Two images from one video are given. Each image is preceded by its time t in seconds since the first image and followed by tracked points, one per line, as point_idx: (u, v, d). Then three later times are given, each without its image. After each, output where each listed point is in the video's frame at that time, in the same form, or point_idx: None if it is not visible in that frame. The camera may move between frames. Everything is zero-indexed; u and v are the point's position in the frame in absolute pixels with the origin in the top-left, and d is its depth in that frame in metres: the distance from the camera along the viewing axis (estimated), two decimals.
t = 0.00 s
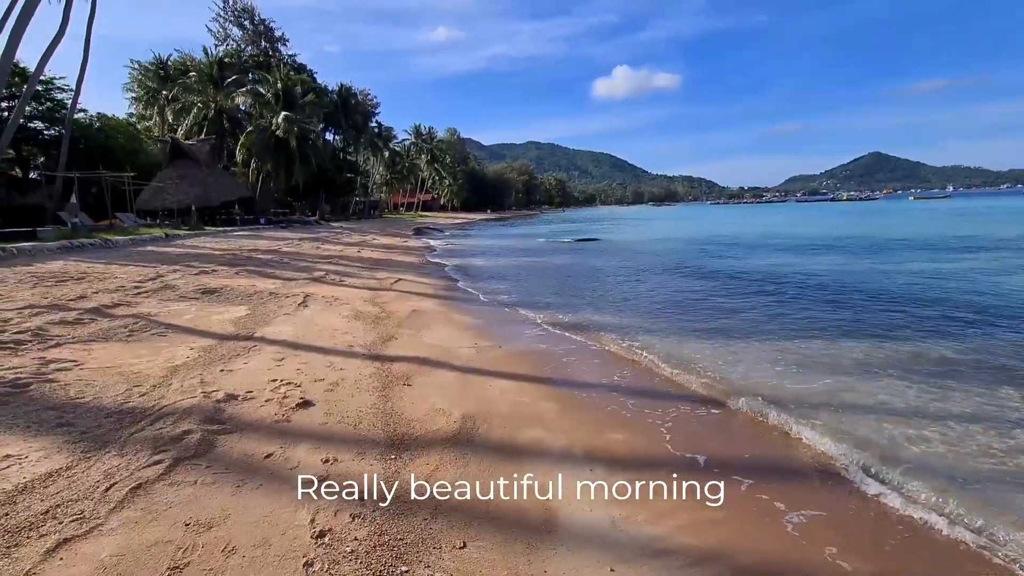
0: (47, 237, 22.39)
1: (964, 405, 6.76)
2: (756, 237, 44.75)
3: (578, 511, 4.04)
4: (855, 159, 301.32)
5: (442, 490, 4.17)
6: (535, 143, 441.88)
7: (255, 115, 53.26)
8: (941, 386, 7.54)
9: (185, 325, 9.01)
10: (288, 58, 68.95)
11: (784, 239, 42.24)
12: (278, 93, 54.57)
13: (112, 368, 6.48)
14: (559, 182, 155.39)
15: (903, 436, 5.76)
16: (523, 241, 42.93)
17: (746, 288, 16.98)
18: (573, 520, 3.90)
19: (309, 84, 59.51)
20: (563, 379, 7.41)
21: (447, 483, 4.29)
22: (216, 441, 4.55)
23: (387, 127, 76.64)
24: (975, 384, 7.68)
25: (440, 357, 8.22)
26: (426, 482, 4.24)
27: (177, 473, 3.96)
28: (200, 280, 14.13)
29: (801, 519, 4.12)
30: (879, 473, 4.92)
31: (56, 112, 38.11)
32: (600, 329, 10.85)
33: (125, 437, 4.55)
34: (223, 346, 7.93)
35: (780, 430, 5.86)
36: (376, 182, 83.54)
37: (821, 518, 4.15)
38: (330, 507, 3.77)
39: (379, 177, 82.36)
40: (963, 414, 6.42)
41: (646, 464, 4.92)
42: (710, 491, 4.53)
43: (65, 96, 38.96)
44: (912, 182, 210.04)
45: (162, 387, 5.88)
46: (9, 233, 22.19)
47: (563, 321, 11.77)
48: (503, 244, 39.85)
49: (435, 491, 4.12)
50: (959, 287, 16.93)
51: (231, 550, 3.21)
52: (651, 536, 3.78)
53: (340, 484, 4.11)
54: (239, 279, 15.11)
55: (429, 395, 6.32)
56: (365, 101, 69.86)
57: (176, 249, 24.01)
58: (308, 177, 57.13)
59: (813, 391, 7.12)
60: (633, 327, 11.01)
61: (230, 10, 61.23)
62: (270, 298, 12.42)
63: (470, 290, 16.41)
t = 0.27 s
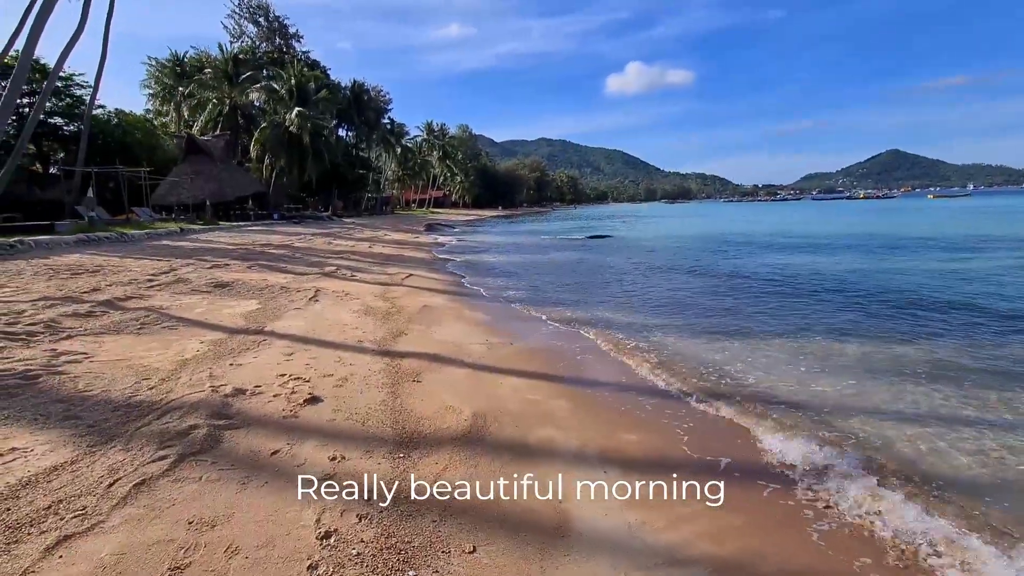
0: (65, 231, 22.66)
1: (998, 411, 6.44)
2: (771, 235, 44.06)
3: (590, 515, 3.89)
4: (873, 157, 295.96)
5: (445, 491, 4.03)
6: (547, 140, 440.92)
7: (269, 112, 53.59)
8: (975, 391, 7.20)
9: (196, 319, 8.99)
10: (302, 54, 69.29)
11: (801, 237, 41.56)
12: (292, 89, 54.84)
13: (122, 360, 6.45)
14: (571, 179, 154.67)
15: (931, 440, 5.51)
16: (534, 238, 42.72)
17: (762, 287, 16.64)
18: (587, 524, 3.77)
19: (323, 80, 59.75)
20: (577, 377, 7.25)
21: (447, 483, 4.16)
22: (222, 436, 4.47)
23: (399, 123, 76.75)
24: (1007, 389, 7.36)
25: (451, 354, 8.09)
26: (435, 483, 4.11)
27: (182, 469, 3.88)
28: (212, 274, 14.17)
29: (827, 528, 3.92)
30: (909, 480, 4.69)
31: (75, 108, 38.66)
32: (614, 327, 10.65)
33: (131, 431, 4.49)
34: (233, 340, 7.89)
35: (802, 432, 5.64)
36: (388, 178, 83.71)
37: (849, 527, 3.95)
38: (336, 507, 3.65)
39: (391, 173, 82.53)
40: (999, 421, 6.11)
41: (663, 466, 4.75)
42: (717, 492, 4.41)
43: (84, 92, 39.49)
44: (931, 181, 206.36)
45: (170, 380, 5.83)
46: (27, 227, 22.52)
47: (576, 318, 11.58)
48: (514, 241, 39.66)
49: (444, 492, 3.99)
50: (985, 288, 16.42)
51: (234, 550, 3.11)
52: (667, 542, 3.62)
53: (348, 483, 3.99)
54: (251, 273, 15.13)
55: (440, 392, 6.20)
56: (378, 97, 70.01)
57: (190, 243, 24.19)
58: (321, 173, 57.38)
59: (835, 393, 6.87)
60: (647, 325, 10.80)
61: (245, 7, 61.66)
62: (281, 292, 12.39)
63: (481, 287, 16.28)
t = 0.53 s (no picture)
0: (69, 228, 22.62)
1: None
2: (780, 233, 43.54)
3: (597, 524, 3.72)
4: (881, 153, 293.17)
5: (446, 502, 3.81)
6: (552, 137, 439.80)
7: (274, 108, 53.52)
8: (1001, 394, 6.88)
9: (195, 317, 8.81)
10: (307, 51, 69.19)
11: (810, 234, 41.08)
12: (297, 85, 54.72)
13: (117, 361, 6.27)
14: (577, 176, 154.11)
15: (959, 447, 5.24)
16: (539, 235, 42.46)
17: (772, 285, 16.32)
18: (597, 539, 3.54)
19: (327, 77, 59.63)
20: (585, 378, 7.02)
21: (448, 482, 4.10)
22: (215, 442, 4.28)
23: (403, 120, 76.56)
24: None
25: (455, 353, 7.88)
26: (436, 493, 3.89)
27: (170, 478, 3.69)
28: (214, 271, 14.02)
29: (853, 545, 3.68)
30: (936, 490, 4.44)
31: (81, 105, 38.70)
32: (621, 326, 10.40)
33: (121, 436, 4.30)
34: (231, 340, 7.71)
35: (821, 438, 5.40)
36: (393, 176, 83.56)
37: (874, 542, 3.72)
38: (331, 520, 3.45)
39: (396, 170, 82.39)
40: None
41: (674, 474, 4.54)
42: (713, 490, 4.36)
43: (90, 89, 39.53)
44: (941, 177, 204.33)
45: (164, 382, 5.64)
46: (32, 224, 22.50)
47: (583, 317, 11.33)
48: (519, 238, 39.39)
49: (445, 502, 3.80)
50: (1003, 286, 16.01)
51: (220, 569, 2.91)
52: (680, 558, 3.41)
53: (344, 494, 3.78)
54: (253, 271, 14.97)
55: (443, 394, 5.99)
56: (382, 94, 69.85)
57: (194, 241, 24.11)
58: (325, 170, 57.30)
59: (854, 396, 6.59)
60: (656, 325, 10.54)
61: (250, 4, 61.59)
62: (283, 290, 12.22)
63: (485, 284, 16.05)
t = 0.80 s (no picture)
0: (67, 223, 22.38)
1: None
2: (785, 231, 43.14)
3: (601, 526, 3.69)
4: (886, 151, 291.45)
5: (445, 523, 3.52)
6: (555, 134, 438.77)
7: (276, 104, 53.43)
8: None
9: (187, 318, 8.52)
10: (309, 47, 68.86)
11: (815, 233, 40.70)
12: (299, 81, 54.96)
13: (102, 364, 5.98)
14: (579, 173, 153.64)
15: (995, 466, 4.92)
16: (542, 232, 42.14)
17: (780, 285, 15.97)
18: (610, 568, 3.25)
19: (330, 72, 59.39)
20: (591, 385, 6.72)
21: (448, 492, 3.92)
22: (198, 456, 3.99)
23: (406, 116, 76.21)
24: None
25: (456, 357, 7.56)
26: (436, 514, 3.60)
27: (147, 498, 3.40)
28: (211, 269, 13.75)
29: None
30: (972, 513, 4.13)
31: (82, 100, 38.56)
32: (628, 328, 10.07)
33: (98, 449, 4.01)
34: (225, 341, 7.41)
35: (845, 454, 5.06)
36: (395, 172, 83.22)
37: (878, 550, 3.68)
38: (320, 547, 3.16)
39: (398, 167, 82.03)
40: None
41: (674, 473, 4.56)
42: (715, 491, 4.35)
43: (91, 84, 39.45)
44: (945, 176, 203.41)
45: (150, 388, 5.33)
46: (30, 219, 22.25)
47: (588, 319, 11.03)
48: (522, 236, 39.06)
49: (444, 525, 3.49)
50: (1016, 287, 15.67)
51: None
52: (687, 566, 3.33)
53: (336, 515, 3.50)
54: (252, 268, 14.69)
55: (443, 402, 5.69)
56: (385, 90, 69.52)
57: (193, 237, 23.86)
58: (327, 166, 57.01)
59: (879, 407, 6.24)
60: (665, 327, 10.22)
61: None
62: (281, 288, 11.93)
63: (488, 283, 15.75)
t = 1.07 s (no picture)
0: (80, 221, 22.48)
1: None
2: (802, 231, 42.23)
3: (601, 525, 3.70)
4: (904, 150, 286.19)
5: (454, 556, 3.17)
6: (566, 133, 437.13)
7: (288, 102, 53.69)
8: None
9: (190, 318, 8.30)
10: (321, 45, 69.04)
11: (833, 233, 39.83)
12: (311, 79, 55.28)
13: (98, 368, 5.74)
14: (591, 172, 152.72)
15: None
16: (553, 231, 41.73)
17: (801, 288, 15.44)
18: None
19: (342, 70, 59.46)
20: (609, 394, 6.35)
21: (457, 517, 3.58)
22: (189, 474, 3.70)
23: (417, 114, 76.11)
24: None
25: (466, 362, 7.21)
26: (443, 544, 3.27)
27: (129, 523, 3.11)
28: (219, 267, 13.60)
29: None
30: None
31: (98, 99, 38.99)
32: (645, 332, 9.66)
33: (83, 464, 3.74)
34: (227, 344, 7.15)
35: (887, 476, 4.64)
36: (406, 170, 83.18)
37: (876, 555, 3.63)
38: None
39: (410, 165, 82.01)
40: None
41: (689, 485, 4.39)
42: (714, 490, 4.35)
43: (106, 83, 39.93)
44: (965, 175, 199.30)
45: (145, 395, 5.06)
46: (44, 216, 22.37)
47: (602, 322, 10.63)
48: (533, 235, 38.71)
49: (453, 557, 3.15)
50: None
51: None
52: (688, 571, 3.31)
53: (333, 543, 3.18)
54: (260, 267, 14.52)
55: (453, 412, 5.36)
56: (397, 88, 69.50)
57: (204, 234, 23.85)
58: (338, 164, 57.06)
59: (922, 421, 5.77)
60: (683, 331, 9.80)
61: None
62: (288, 288, 11.71)
63: (499, 283, 15.43)
